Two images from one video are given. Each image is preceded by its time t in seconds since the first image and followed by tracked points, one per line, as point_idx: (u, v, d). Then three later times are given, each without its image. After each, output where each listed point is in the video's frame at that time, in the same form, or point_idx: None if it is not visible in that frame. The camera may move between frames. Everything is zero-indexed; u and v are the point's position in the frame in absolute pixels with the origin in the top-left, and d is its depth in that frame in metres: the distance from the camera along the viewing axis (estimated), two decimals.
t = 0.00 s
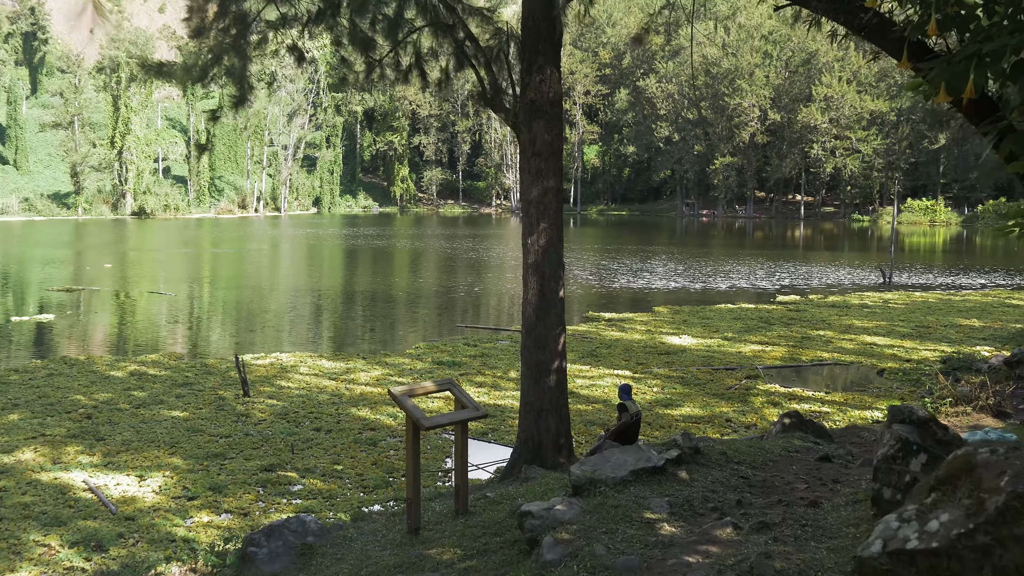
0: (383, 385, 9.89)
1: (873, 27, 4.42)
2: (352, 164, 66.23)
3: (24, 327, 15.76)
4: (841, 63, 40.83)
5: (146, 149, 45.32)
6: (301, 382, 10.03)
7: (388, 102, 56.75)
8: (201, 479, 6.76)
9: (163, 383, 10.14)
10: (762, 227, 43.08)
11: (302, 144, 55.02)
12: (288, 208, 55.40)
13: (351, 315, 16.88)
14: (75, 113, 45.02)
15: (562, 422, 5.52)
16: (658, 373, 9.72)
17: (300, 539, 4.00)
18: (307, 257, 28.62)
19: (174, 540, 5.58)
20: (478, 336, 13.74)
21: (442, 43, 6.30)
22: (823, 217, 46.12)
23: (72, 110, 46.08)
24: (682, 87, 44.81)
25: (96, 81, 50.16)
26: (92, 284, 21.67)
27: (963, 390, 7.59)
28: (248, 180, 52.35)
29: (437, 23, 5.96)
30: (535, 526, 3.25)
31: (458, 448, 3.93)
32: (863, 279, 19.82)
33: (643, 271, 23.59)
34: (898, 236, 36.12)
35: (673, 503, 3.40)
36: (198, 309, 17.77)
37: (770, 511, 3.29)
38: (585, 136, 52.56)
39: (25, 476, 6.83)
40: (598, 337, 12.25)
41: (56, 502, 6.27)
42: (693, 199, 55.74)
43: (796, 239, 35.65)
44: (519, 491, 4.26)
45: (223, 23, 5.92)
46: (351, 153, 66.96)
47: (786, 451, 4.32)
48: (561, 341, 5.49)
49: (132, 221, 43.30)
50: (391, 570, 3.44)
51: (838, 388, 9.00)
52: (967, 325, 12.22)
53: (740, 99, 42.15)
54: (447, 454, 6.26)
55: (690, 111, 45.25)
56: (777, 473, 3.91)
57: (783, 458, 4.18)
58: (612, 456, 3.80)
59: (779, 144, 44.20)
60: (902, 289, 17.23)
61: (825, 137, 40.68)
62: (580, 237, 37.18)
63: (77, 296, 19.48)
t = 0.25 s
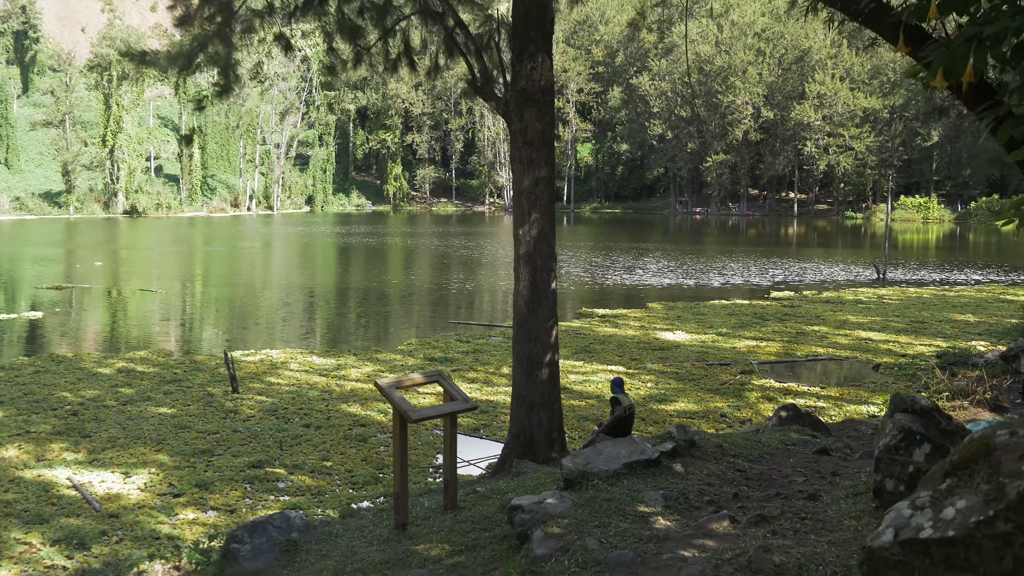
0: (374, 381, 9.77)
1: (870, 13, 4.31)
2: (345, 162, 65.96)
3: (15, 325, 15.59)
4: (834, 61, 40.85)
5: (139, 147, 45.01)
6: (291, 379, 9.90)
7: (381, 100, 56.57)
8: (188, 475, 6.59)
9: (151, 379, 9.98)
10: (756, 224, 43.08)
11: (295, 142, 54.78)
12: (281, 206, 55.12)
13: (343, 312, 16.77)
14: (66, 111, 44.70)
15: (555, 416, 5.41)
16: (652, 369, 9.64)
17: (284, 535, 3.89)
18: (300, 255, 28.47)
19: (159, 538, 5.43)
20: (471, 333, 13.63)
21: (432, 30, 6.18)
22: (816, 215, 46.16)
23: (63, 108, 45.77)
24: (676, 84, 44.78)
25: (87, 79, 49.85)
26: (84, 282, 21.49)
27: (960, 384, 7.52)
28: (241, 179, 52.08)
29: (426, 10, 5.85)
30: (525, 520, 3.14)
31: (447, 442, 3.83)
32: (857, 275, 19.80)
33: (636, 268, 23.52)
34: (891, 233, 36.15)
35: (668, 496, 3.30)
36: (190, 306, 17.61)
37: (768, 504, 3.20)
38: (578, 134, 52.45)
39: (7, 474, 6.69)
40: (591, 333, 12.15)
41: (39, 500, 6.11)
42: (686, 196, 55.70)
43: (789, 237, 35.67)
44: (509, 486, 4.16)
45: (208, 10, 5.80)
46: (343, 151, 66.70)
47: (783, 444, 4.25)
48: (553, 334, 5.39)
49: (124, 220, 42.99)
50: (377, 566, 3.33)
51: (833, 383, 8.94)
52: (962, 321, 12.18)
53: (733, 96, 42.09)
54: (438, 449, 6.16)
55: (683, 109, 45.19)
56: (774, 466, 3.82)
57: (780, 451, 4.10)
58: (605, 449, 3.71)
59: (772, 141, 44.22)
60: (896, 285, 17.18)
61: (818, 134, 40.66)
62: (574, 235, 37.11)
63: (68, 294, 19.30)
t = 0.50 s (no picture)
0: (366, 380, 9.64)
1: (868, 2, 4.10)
2: (339, 161, 65.70)
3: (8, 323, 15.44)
4: (830, 59, 40.80)
5: (133, 146, 44.67)
6: (282, 378, 9.77)
7: (376, 98, 56.35)
8: (175, 477, 6.44)
9: (141, 378, 9.83)
10: (752, 222, 43.00)
11: (290, 140, 54.52)
12: (276, 204, 54.85)
13: (339, 311, 16.66)
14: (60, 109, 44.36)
15: (548, 415, 5.31)
16: (647, 367, 9.54)
17: (270, 540, 3.77)
18: (294, 253, 28.32)
19: (144, 542, 5.29)
20: (465, 331, 13.52)
21: (423, 22, 6.08)
22: (812, 213, 46.13)
23: (56, 106, 45.46)
24: (672, 82, 44.68)
25: (81, 77, 49.50)
26: (78, 281, 21.31)
27: (959, 382, 7.45)
28: (236, 177, 51.80)
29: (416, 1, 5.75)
30: (516, 526, 3.04)
31: (438, 442, 3.71)
32: (853, 273, 19.76)
33: (632, 266, 23.45)
34: (887, 231, 36.13)
35: (665, 500, 3.20)
36: (186, 305, 17.47)
37: (768, 508, 3.11)
38: (575, 132, 52.28)
39: None
40: (587, 331, 12.04)
41: (22, 502, 5.96)
42: (682, 195, 55.61)
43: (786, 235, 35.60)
44: (502, 488, 4.05)
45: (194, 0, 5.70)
46: (338, 149, 66.44)
47: (782, 445, 4.16)
48: (547, 332, 5.28)
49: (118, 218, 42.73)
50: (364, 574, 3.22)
51: (830, 381, 8.85)
52: (960, 318, 12.13)
53: (729, 94, 41.96)
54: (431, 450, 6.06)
55: (679, 107, 45.09)
56: (774, 468, 3.73)
57: (780, 452, 4.01)
58: (599, 451, 3.60)
59: (768, 139, 44.14)
60: (892, 282, 17.13)
61: (814, 132, 40.57)
62: (569, 233, 37.01)
63: (62, 293, 19.12)
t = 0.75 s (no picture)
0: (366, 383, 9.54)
1: None
2: (340, 161, 65.55)
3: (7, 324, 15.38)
4: (832, 59, 40.68)
5: (134, 146, 44.62)
6: (281, 381, 9.68)
7: (377, 98, 56.25)
8: (171, 482, 6.35)
9: (138, 381, 9.73)
10: (753, 223, 42.88)
11: (291, 140, 54.40)
12: (277, 205, 54.70)
13: (340, 311, 16.58)
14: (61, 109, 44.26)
15: (550, 420, 5.20)
16: (650, 370, 9.43)
17: (263, 551, 3.68)
18: (296, 254, 28.25)
19: (138, 548, 5.20)
20: (466, 333, 13.43)
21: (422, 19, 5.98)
22: (814, 213, 45.99)
23: (57, 106, 45.39)
24: (673, 83, 44.58)
25: (81, 78, 49.43)
26: (79, 281, 21.26)
27: (966, 385, 7.36)
28: (237, 178, 51.70)
29: None
30: (517, 538, 2.95)
31: (436, 451, 3.60)
32: (856, 274, 19.63)
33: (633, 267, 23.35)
34: (889, 232, 36.00)
35: (671, 512, 3.12)
36: (187, 306, 17.40)
37: (778, 522, 3.05)
38: (576, 133, 52.14)
39: None
40: (589, 333, 11.94)
41: (15, 508, 5.86)
42: (683, 195, 55.43)
43: (787, 235, 35.48)
44: (502, 498, 3.95)
45: None
46: (339, 150, 66.32)
47: (790, 453, 4.09)
48: (548, 336, 5.18)
49: (119, 219, 42.66)
50: None
51: (834, 383, 8.75)
52: (965, 320, 12.01)
53: (731, 94, 41.81)
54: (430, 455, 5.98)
55: (681, 107, 44.98)
56: (782, 478, 3.66)
57: (788, 460, 3.97)
58: (603, 460, 3.51)
59: (770, 140, 44.02)
60: (896, 284, 17.02)
61: (816, 133, 40.42)
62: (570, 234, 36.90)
63: (64, 293, 19.08)
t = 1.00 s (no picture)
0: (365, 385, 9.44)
1: None
2: (341, 161, 65.39)
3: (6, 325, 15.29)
4: (833, 59, 40.64)
5: (134, 146, 44.55)
6: (279, 383, 9.57)
7: (377, 98, 56.16)
8: (166, 487, 6.26)
9: (134, 384, 9.62)
10: (755, 223, 42.76)
11: (291, 140, 54.30)
12: (277, 205, 54.51)
13: (341, 312, 16.50)
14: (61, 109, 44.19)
15: (550, 425, 5.11)
16: (652, 372, 9.34)
17: (256, 562, 3.60)
18: (296, 255, 28.16)
19: (131, 556, 5.10)
20: (466, 334, 13.34)
21: (419, 16, 5.88)
22: (816, 213, 45.85)
23: (57, 107, 45.34)
24: (674, 83, 44.50)
25: (82, 78, 49.39)
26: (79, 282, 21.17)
27: (971, 387, 7.26)
28: (237, 178, 51.58)
29: None
30: (516, 551, 2.95)
31: (433, 458, 3.50)
32: (858, 275, 19.53)
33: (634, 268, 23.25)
34: (890, 232, 35.89)
35: (675, 523, 3.20)
36: (187, 306, 17.32)
37: (786, 534, 3.16)
38: (577, 133, 51.99)
39: None
40: (590, 334, 11.84)
41: (7, 515, 5.77)
42: (685, 195, 55.25)
43: (789, 236, 35.37)
44: (501, 505, 3.87)
45: None
46: (339, 150, 66.18)
47: (796, 460, 4.22)
48: (548, 339, 5.08)
49: (120, 219, 42.57)
50: None
51: (837, 385, 8.66)
52: (969, 321, 11.92)
53: (732, 94, 41.71)
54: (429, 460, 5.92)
55: (682, 107, 44.87)
56: (788, 486, 3.81)
57: (794, 467, 4.10)
58: (608, 466, 3.62)
59: (771, 139, 43.92)
60: (898, 284, 16.92)
61: (817, 133, 40.31)
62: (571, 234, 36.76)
63: (64, 294, 19.02)
